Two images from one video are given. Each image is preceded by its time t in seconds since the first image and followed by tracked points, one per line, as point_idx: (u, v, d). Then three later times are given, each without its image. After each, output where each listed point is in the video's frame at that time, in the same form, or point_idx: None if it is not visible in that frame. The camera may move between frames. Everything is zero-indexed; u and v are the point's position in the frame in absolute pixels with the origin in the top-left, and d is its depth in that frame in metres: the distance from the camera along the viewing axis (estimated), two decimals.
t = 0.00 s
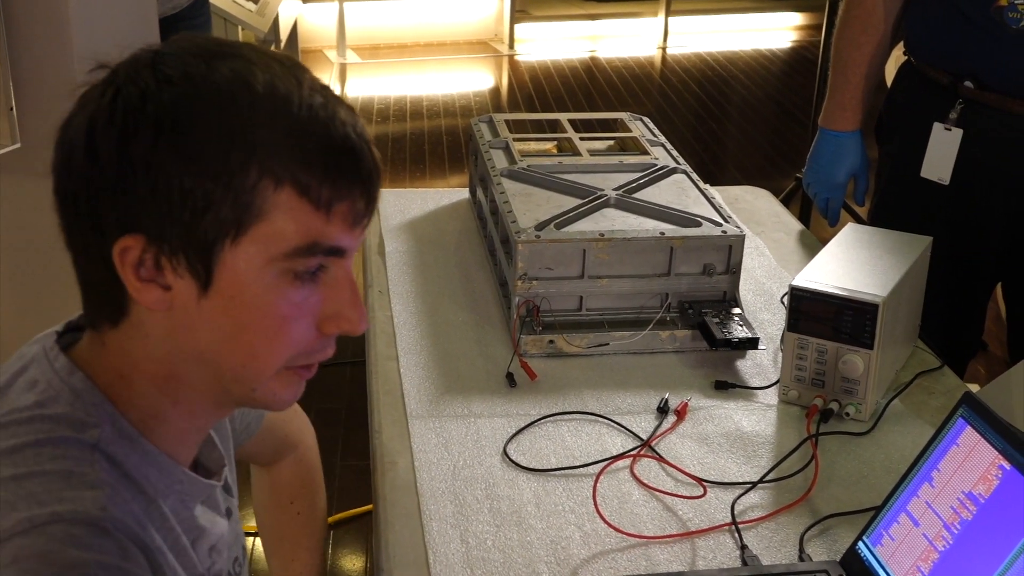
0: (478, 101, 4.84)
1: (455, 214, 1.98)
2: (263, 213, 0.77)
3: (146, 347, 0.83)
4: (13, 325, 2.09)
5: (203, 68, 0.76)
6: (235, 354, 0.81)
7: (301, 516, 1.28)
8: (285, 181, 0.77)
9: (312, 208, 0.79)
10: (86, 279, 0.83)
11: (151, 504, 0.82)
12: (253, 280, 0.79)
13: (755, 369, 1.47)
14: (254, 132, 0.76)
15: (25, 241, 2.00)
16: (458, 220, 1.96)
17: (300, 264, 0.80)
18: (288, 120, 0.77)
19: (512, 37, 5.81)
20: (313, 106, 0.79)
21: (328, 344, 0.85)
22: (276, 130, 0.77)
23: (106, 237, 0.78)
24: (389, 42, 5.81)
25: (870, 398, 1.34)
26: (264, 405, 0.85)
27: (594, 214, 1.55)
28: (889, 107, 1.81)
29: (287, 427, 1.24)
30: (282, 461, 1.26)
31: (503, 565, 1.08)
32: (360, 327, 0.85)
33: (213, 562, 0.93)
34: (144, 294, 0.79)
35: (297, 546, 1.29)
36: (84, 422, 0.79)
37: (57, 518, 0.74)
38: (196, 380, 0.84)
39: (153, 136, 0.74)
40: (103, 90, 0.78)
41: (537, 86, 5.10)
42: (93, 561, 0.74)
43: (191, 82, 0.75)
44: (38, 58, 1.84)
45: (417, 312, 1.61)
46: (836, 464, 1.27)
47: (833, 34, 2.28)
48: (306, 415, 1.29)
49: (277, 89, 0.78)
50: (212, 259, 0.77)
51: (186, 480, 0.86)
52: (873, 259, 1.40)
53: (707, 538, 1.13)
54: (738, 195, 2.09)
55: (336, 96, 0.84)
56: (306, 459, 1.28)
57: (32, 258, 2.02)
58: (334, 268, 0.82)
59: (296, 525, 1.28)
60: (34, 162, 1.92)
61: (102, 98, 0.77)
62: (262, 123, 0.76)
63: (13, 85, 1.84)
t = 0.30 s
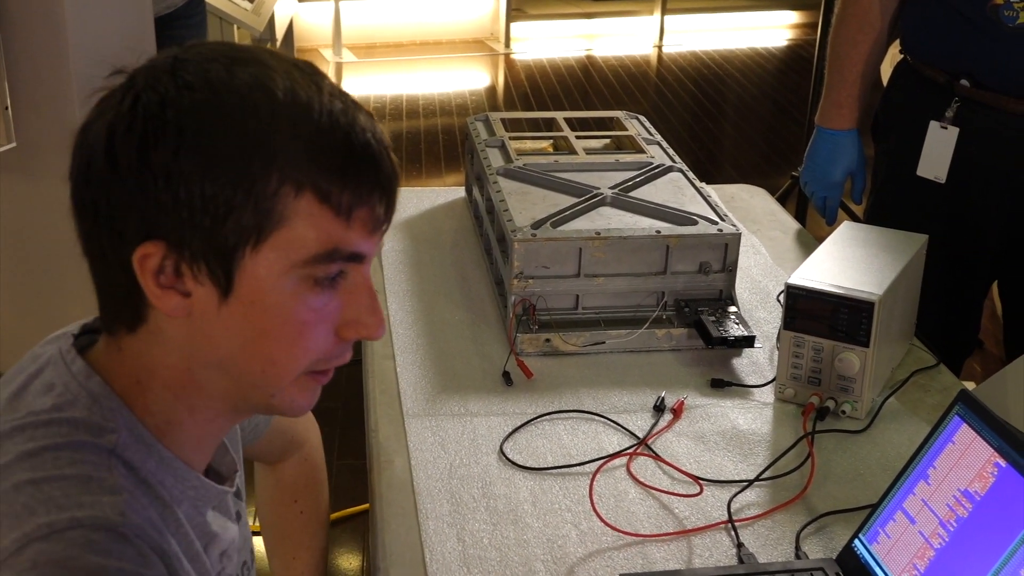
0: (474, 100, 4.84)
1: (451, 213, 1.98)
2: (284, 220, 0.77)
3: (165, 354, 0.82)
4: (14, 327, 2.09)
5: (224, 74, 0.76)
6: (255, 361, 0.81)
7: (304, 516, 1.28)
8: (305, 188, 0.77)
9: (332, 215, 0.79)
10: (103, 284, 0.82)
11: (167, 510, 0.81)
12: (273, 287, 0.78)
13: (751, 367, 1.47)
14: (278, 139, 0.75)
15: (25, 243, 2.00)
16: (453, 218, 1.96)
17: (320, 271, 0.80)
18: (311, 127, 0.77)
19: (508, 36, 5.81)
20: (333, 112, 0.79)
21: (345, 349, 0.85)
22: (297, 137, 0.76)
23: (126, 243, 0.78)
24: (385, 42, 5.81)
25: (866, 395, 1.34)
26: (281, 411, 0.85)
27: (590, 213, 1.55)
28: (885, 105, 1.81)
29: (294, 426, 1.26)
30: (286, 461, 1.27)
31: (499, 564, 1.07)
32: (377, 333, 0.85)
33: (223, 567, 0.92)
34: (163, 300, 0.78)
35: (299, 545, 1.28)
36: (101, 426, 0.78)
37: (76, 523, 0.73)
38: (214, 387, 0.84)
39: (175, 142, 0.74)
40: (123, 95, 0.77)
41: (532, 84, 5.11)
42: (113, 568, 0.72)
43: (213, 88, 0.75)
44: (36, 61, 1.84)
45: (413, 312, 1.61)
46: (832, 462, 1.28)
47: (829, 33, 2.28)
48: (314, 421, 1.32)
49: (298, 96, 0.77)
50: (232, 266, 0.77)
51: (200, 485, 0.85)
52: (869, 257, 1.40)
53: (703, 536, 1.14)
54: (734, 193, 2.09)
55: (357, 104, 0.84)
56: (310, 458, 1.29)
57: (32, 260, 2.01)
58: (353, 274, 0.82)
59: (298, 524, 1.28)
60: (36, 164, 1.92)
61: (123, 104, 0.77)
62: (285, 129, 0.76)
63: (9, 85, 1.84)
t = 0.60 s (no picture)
0: (471, 98, 4.84)
1: (448, 211, 1.98)
2: (295, 223, 0.77)
3: (172, 354, 0.82)
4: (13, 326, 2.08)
5: (238, 76, 0.76)
6: (262, 363, 0.80)
7: (304, 514, 1.28)
8: (317, 192, 0.77)
9: (342, 218, 0.78)
10: (111, 285, 0.82)
11: (173, 510, 0.81)
12: (283, 289, 0.78)
13: (748, 366, 1.47)
14: (292, 142, 0.76)
15: (24, 242, 1.99)
16: (450, 217, 1.96)
17: (330, 274, 0.79)
18: (324, 131, 0.77)
19: (505, 35, 5.81)
20: (346, 116, 0.79)
21: (352, 352, 0.85)
22: (311, 140, 0.76)
23: (136, 243, 0.77)
24: (382, 40, 5.80)
25: (863, 394, 1.34)
26: (286, 413, 0.85)
27: (587, 211, 1.55)
28: (883, 102, 1.81)
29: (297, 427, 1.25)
30: (287, 459, 1.26)
31: (497, 562, 1.07)
32: (384, 337, 0.85)
33: (224, 567, 0.92)
34: (171, 300, 0.78)
35: (298, 543, 1.28)
36: (108, 425, 0.78)
37: (83, 521, 0.72)
38: (221, 387, 0.84)
39: (189, 143, 0.74)
40: (135, 96, 0.77)
41: (529, 83, 5.10)
42: (121, 566, 0.72)
43: (226, 91, 0.75)
44: (36, 59, 1.83)
45: (410, 310, 1.61)
46: (829, 460, 1.28)
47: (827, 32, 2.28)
48: (316, 421, 1.31)
49: (311, 99, 0.78)
50: (242, 267, 0.77)
51: (205, 485, 0.85)
52: (866, 256, 1.40)
53: (700, 534, 1.14)
54: (731, 192, 2.09)
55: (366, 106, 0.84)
56: (312, 456, 1.28)
57: (31, 259, 2.00)
58: (362, 278, 0.82)
59: (298, 522, 1.28)
60: (35, 163, 1.91)
61: (134, 104, 0.77)
62: (298, 132, 0.76)
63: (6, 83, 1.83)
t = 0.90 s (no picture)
0: (469, 96, 4.83)
1: (446, 209, 1.98)
2: (300, 221, 0.77)
3: (177, 352, 0.82)
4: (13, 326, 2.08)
5: (244, 75, 0.76)
6: (268, 361, 0.80)
7: (302, 512, 1.28)
8: (322, 190, 0.77)
9: (347, 217, 0.78)
10: (114, 283, 0.82)
11: (176, 507, 0.81)
12: (288, 288, 0.78)
13: (746, 363, 1.47)
14: (298, 141, 0.76)
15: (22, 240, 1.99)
16: (447, 215, 1.96)
17: (335, 272, 0.79)
18: (329, 129, 0.77)
19: (503, 33, 5.81)
20: (352, 114, 0.79)
21: (357, 351, 0.85)
22: (316, 138, 0.76)
23: (140, 242, 0.77)
24: (380, 38, 5.79)
25: (861, 391, 1.34)
26: (291, 411, 0.85)
27: (585, 208, 1.55)
28: (880, 98, 1.81)
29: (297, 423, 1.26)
30: (286, 457, 1.26)
31: (495, 560, 1.07)
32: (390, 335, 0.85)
33: (225, 566, 0.92)
34: (177, 298, 0.78)
35: (296, 541, 1.28)
36: (111, 423, 0.77)
37: (88, 518, 0.72)
38: (226, 385, 0.83)
39: (194, 142, 0.74)
40: (140, 95, 0.77)
41: (528, 81, 5.10)
42: (126, 563, 0.72)
43: (232, 90, 0.75)
44: (37, 59, 1.83)
45: (408, 308, 1.61)
46: (827, 458, 1.28)
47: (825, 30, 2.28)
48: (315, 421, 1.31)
49: (316, 97, 0.78)
50: (247, 265, 0.77)
51: (206, 485, 0.84)
52: (864, 253, 1.40)
53: (698, 531, 1.14)
54: (729, 189, 2.09)
55: (371, 105, 0.84)
56: (310, 454, 1.29)
57: (31, 259, 2.00)
58: (367, 276, 0.82)
59: (297, 520, 1.28)
60: (35, 162, 1.91)
61: (139, 103, 0.77)
62: (303, 130, 0.76)
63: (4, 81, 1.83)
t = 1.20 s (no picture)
0: (466, 92, 4.83)
1: (444, 205, 1.98)
2: (303, 220, 0.76)
3: (180, 351, 0.82)
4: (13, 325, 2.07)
5: (246, 74, 0.76)
6: (271, 359, 0.80)
7: (303, 509, 1.28)
8: (325, 188, 0.77)
9: (350, 215, 0.78)
10: (118, 282, 0.82)
11: (182, 503, 0.80)
12: (292, 287, 0.78)
13: (743, 359, 1.47)
14: (301, 140, 0.75)
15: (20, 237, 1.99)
16: (445, 211, 1.96)
17: (338, 270, 0.79)
18: (331, 127, 0.77)
19: (500, 29, 5.80)
20: (354, 112, 0.79)
21: (361, 349, 0.84)
22: (318, 137, 0.76)
23: (144, 240, 0.77)
24: (377, 34, 5.78)
25: (858, 387, 1.34)
26: (296, 410, 0.85)
27: (582, 204, 1.55)
28: (878, 94, 1.82)
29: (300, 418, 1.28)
30: (288, 454, 1.28)
31: (493, 556, 1.07)
32: (394, 333, 0.84)
33: (233, 563, 0.91)
34: (180, 297, 0.78)
35: (297, 536, 1.27)
36: (117, 419, 0.77)
37: (96, 513, 0.73)
38: (229, 383, 0.83)
39: (197, 142, 0.74)
40: (143, 93, 0.77)
41: (525, 77, 5.09)
42: (134, 559, 0.72)
43: (235, 88, 0.75)
44: (35, 57, 1.83)
45: (406, 304, 1.61)
46: (825, 453, 1.28)
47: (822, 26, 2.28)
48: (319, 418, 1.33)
49: (319, 95, 0.78)
50: (250, 263, 0.76)
51: (209, 482, 0.84)
52: (860, 249, 1.40)
53: (696, 527, 1.14)
54: (726, 186, 2.09)
55: (373, 102, 0.84)
56: (313, 449, 1.30)
57: (30, 257, 1.99)
58: (370, 274, 0.81)
59: (298, 517, 1.28)
60: (35, 161, 1.91)
61: (143, 102, 0.77)
62: (305, 129, 0.76)
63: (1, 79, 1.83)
